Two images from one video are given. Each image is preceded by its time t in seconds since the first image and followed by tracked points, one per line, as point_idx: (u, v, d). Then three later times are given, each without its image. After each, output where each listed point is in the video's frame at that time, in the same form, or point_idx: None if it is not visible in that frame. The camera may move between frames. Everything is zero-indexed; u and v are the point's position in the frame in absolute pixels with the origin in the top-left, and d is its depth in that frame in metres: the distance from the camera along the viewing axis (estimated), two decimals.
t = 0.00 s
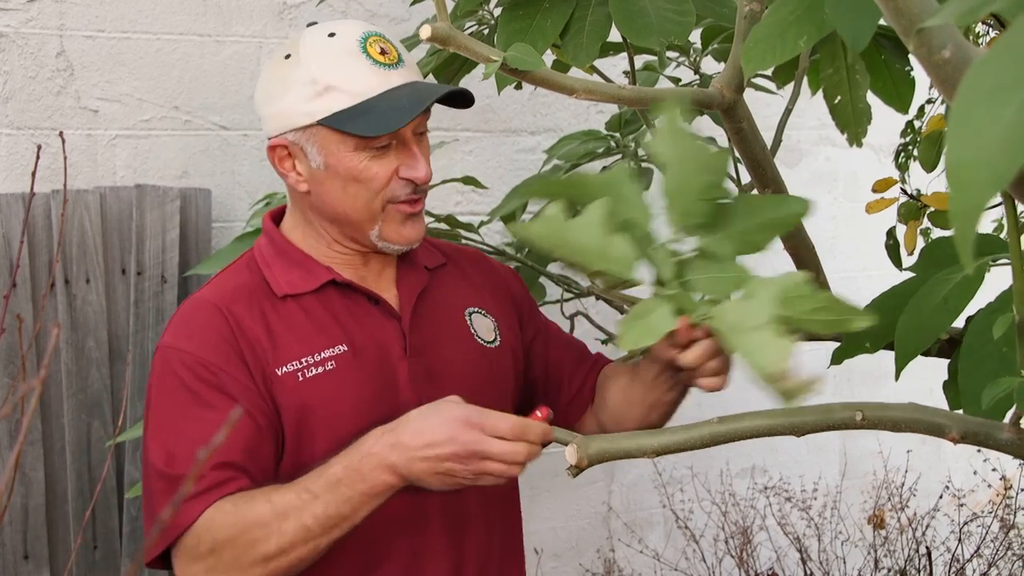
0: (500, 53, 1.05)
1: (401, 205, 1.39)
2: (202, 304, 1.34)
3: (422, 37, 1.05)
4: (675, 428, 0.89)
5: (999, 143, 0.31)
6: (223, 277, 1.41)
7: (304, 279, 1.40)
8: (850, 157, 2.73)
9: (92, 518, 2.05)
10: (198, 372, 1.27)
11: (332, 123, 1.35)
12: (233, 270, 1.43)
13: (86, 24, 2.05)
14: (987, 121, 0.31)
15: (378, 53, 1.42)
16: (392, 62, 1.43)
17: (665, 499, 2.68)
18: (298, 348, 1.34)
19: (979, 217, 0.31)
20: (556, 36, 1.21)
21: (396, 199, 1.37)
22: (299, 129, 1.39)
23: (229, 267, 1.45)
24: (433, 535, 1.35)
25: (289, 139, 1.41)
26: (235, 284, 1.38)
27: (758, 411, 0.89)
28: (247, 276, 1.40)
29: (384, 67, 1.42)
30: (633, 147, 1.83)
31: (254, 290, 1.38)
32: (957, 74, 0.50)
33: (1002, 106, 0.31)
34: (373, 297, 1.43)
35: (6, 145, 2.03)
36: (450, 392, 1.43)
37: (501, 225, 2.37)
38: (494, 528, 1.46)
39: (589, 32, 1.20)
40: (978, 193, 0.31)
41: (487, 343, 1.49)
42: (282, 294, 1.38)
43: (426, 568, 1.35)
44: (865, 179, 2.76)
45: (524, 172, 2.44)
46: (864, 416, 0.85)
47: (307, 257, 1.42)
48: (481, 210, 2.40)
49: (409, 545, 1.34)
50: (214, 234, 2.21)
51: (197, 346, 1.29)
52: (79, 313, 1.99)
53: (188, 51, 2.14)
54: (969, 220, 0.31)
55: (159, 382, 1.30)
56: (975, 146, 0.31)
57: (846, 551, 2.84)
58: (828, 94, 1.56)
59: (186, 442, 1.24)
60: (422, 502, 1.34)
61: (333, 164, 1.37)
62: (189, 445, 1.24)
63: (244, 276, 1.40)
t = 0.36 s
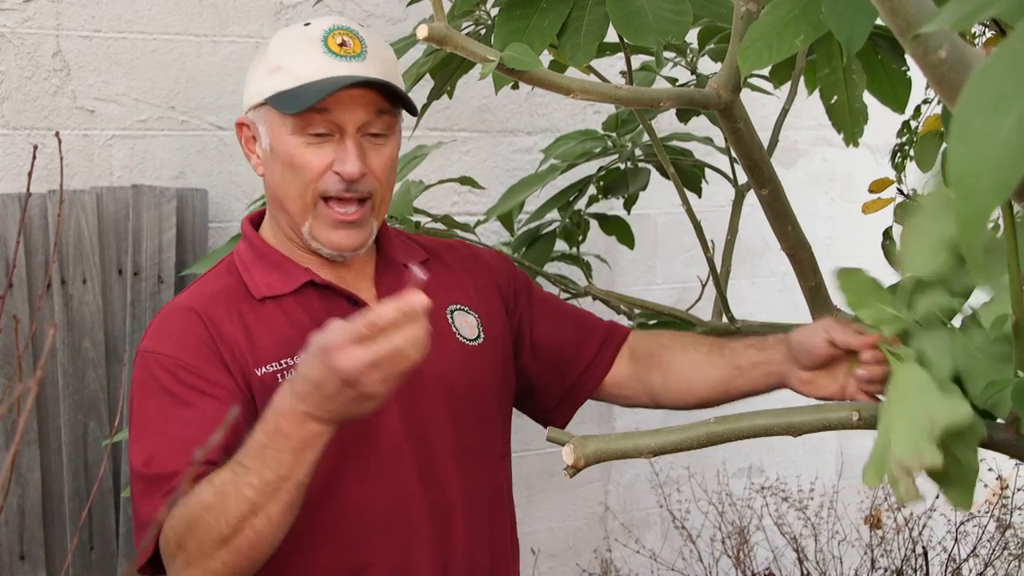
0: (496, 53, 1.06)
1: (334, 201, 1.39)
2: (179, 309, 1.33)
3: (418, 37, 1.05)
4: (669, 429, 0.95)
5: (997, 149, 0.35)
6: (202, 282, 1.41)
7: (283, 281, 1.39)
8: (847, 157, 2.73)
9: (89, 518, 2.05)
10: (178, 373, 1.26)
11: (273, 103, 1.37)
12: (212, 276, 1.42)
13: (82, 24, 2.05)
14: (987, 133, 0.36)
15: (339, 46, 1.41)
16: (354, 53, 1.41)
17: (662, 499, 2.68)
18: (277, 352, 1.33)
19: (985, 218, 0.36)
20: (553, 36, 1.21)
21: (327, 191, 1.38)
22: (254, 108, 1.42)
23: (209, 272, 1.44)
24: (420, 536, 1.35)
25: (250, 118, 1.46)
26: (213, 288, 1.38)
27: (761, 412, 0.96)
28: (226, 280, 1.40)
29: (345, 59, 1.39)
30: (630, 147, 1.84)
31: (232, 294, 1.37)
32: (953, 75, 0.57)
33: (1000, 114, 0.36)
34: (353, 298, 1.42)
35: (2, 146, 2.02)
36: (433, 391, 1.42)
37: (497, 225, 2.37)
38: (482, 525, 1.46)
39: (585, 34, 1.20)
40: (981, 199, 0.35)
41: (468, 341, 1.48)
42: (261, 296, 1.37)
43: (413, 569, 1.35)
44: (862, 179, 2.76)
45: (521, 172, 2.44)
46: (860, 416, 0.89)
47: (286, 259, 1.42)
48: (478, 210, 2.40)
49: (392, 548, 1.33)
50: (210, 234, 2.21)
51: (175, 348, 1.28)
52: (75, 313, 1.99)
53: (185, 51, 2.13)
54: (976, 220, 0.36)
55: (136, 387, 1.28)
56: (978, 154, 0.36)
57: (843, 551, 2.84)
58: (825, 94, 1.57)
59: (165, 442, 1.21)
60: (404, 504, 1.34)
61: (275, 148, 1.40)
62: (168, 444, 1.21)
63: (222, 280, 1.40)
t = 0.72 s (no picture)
0: (494, 53, 1.05)
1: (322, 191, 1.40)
2: (184, 294, 1.35)
3: (416, 38, 1.04)
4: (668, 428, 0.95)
5: (995, 151, 0.35)
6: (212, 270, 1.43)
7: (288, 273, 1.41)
8: (844, 157, 2.74)
9: (86, 519, 2.05)
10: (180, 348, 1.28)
11: (275, 94, 1.41)
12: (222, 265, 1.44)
13: (80, 24, 2.05)
14: (985, 136, 0.36)
15: (347, 47, 1.43)
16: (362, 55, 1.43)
17: (660, 499, 2.68)
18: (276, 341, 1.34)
19: (985, 221, 0.35)
20: (551, 37, 1.21)
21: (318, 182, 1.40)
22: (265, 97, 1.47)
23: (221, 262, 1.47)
24: (408, 534, 1.35)
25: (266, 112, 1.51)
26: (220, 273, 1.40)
27: (757, 412, 0.96)
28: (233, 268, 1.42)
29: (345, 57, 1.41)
30: (628, 148, 1.85)
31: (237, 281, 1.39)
32: (951, 76, 0.58)
33: (996, 117, 0.36)
34: (354, 294, 1.43)
35: None
36: (428, 391, 1.42)
37: (495, 225, 2.37)
38: (474, 527, 1.45)
39: (583, 34, 1.20)
40: (980, 201, 0.35)
41: (468, 344, 1.48)
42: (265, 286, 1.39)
43: (400, 567, 1.35)
44: (859, 179, 2.76)
45: (519, 173, 2.44)
46: (857, 416, 0.92)
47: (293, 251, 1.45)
48: (476, 210, 2.40)
49: (378, 543, 1.34)
50: (208, 235, 2.20)
51: (181, 325, 1.30)
52: (73, 313, 1.98)
53: (183, 51, 2.13)
54: (974, 223, 0.35)
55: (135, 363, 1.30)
56: (975, 155, 0.36)
57: (841, 551, 2.84)
58: (822, 93, 1.57)
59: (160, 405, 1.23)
60: (392, 500, 1.35)
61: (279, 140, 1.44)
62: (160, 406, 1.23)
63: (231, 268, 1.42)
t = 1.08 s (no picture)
0: (493, 53, 1.05)
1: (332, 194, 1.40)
2: (189, 286, 1.35)
3: (416, 37, 1.05)
4: (666, 428, 0.95)
5: (991, 148, 0.35)
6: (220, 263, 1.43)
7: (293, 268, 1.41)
8: (843, 157, 2.74)
9: (85, 519, 2.05)
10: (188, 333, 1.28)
11: (286, 95, 1.42)
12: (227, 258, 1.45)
13: (79, 24, 2.05)
14: (981, 134, 0.36)
15: (355, 49, 1.43)
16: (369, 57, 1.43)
17: (659, 499, 2.68)
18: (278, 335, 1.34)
19: (980, 218, 0.35)
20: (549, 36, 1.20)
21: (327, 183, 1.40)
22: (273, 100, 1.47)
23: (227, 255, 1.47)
24: (403, 530, 1.35)
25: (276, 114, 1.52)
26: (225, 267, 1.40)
27: (755, 412, 0.96)
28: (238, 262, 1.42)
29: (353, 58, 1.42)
30: (627, 147, 1.85)
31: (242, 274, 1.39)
32: (948, 75, 0.58)
33: (993, 114, 0.36)
34: (357, 292, 1.43)
35: None
36: (428, 391, 1.42)
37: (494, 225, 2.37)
38: (470, 525, 1.45)
39: (581, 34, 1.20)
40: (976, 199, 0.35)
41: (469, 344, 1.49)
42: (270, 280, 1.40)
43: (396, 563, 1.35)
44: (858, 178, 2.76)
45: (518, 172, 2.44)
46: (856, 415, 0.93)
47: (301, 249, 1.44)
48: (474, 210, 2.40)
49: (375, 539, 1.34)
50: (207, 234, 2.20)
51: (189, 313, 1.30)
52: (71, 313, 1.98)
53: (181, 51, 2.13)
54: (969, 221, 0.35)
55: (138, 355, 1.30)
56: (972, 153, 0.36)
57: (840, 550, 2.84)
58: (821, 94, 1.56)
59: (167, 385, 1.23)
60: (388, 496, 1.35)
61: (288, 141, 1.44)
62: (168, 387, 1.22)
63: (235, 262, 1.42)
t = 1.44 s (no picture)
0: (489, 53, 1.05)
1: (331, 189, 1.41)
2: (187, 288, 1.35)
3: (412, 37, 1.05)
4: (663, 428, 0.95)
5: (986, 148, 0.35)
6: (216, 264, 1.43)
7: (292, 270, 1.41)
8: (839, 157, 2.74)
9: (81, 518, 2.05)
10: (176, 346, 1.28)
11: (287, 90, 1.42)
12: (226, 259, 1.45)
13: (74, 24, 2.05)
14: (976, 134, 0.36)
15: (358, 46, 1.44)
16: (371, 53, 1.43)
17: (655, 499, 2.68)
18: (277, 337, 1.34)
19: (975, 218, 0.35)
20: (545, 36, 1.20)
21: (327, 179, 1.41)
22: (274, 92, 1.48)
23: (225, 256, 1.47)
24: (399, 531, 1.35)
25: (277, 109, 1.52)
26: (223, 269, 1.40)
27: (751, 412, 0.96)
28: (237, 263, 1.42)
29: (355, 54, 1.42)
30: (623, 147, 1.85)
31: (240, 277, 1.39)
32: (944, 75, 0.58)
33: (988, 114, 0.36)
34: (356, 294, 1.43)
35: None
36: (426, 392, 1.42)
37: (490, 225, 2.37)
38: (466, 528, 1.45)
39: (578, 33, 1.20)
40: (972, 196, 0.35)
41: (467, 346, 1.49)
42: (268, 282, 1.40)
43: (392, 564, 1.34)
44: (854, 178, 2.77)
45: (514, 172, 2.44)
46: (852, 415, 0.93)
47: (298, 251, 1.44)
48: (471, 210, 2.40)
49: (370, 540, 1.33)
50: (203, 234, 2.20)
51: (179, 321, 1.30)
52: (67, 313, 1.98)
53: (177, 51, 2.13)
54: (965, 221, 0.35)
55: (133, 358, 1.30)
56: (967, 151, 0.36)
57: (836, 550, 2.85)
58: (817, 93, 1.58)
59: (151, 406, 1.23)
60: (384, 497, 1.34)
61: (289, 136, 1.45)
62: (151, 409, 1.22)
63: (234, 263, 1.42)
